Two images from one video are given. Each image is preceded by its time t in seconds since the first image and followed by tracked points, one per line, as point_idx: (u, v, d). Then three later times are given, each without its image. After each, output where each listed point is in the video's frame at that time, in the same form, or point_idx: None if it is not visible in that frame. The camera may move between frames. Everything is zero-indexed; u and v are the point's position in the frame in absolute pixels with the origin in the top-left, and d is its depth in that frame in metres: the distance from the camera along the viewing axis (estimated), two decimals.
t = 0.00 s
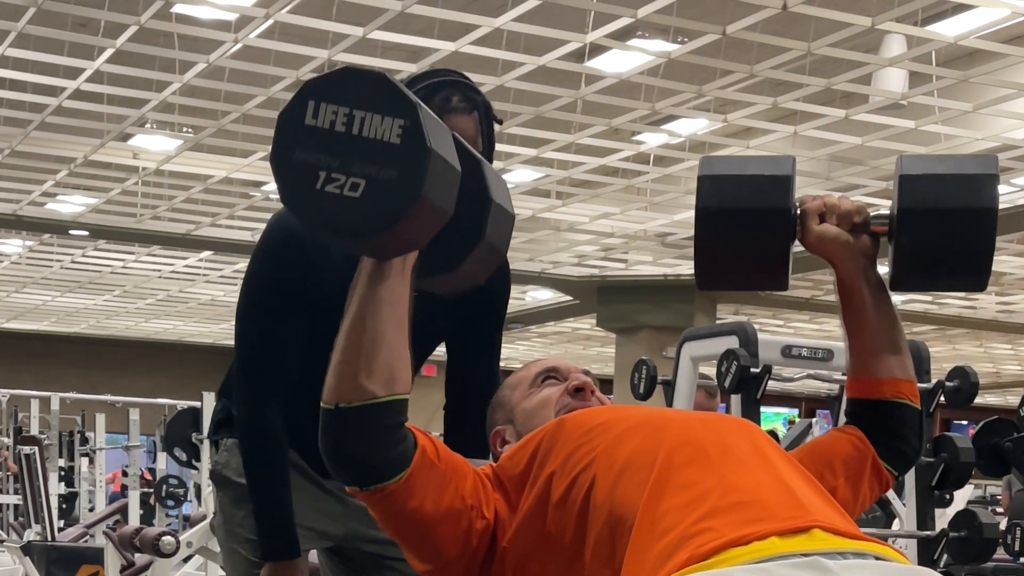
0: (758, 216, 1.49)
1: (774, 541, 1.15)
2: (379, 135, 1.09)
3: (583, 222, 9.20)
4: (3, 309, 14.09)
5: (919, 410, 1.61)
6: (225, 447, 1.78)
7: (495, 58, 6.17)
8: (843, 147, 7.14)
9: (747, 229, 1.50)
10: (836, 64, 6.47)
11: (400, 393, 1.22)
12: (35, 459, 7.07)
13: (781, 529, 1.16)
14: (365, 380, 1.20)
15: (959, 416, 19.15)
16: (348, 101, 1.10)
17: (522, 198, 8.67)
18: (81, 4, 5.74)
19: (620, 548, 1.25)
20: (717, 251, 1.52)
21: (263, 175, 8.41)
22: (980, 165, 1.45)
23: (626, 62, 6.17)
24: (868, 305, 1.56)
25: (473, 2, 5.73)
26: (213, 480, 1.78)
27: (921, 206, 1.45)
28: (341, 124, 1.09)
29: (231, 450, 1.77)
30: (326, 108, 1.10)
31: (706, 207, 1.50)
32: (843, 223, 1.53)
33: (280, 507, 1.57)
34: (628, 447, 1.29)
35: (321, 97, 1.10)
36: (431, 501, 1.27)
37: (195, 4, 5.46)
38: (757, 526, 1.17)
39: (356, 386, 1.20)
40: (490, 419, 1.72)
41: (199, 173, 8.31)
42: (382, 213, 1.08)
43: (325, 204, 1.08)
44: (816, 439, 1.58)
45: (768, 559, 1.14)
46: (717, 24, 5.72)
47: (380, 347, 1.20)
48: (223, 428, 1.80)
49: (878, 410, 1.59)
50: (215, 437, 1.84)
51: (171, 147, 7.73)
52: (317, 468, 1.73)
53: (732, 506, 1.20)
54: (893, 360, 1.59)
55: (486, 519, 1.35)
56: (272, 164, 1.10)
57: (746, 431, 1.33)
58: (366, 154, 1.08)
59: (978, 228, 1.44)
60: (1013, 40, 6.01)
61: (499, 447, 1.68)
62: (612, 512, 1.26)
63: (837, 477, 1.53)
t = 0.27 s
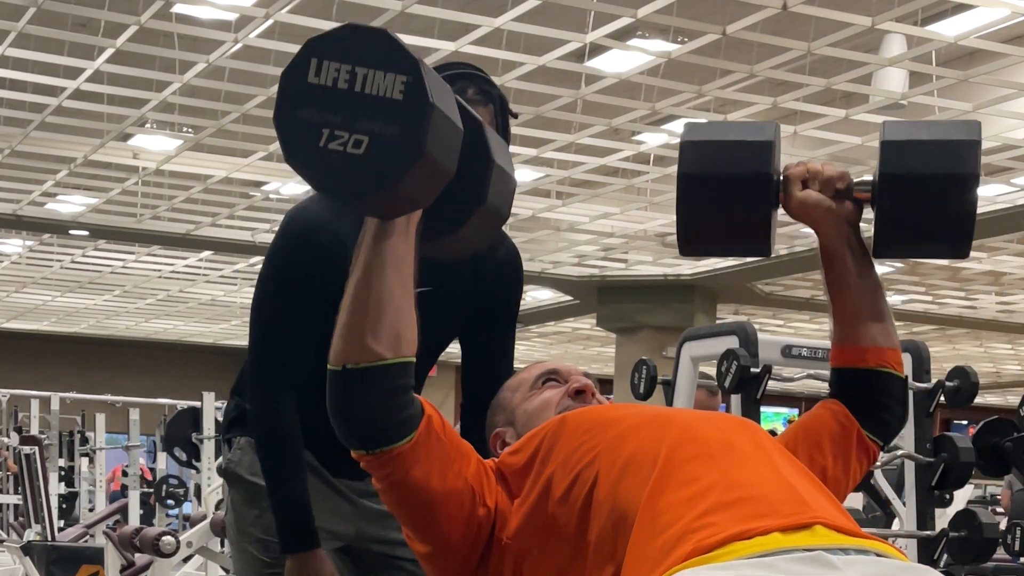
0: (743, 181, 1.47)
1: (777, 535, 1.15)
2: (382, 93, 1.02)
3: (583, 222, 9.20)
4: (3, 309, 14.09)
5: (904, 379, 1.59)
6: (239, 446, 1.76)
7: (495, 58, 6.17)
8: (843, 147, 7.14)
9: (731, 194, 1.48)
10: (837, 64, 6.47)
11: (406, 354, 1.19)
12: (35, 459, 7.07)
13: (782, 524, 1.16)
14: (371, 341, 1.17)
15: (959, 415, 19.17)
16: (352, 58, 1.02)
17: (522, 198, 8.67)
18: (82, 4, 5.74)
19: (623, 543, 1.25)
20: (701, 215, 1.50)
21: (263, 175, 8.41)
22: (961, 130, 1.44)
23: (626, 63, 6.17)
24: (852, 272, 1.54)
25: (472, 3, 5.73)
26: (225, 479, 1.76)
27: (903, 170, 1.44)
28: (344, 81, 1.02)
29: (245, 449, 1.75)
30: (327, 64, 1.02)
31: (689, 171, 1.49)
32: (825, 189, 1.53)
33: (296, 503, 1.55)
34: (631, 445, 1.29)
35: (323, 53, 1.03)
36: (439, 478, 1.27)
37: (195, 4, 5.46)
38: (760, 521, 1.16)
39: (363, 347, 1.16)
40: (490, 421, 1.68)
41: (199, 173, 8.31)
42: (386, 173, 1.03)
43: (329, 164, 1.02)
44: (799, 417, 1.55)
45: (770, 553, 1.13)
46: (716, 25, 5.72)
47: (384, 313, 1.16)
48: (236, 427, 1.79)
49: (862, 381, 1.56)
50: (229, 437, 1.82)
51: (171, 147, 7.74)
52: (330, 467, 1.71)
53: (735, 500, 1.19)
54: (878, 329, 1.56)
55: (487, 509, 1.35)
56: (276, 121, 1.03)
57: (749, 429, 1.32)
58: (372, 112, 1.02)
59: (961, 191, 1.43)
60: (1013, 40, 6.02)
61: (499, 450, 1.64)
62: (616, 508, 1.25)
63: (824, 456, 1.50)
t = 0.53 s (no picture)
0: (718, 127, 1.32)
1: (774, 543, 1.14)
2: (395, 49, 1.00)
3: (583, 222, 9.20)
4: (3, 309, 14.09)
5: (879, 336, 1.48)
6: (254, 443, 1.75)
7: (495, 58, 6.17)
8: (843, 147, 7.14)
9: (703, 141, 1.33)
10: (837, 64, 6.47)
11: (412, 310, 1.16)
12: (35, 459, 7.07)
13: (782, 533, 1.15)
14: (377, 293, 1.13)
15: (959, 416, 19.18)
16: (366, 13, 1.00)
17: (522, 198, 8.67)
18: (82, 3, 5.74)
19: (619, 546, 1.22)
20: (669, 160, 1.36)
21: (263, 175, 8.40)
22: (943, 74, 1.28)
23: (626, 63, 6.17)
24: (828, 224, 1.42)
25: (472, 3, 5.73)
26: (241, 474, 1.75)
27: (881, 114, 1.27)
28: (357, 38, 0.99)
29: (261, 445, 1.74)
30: (343, 21, 1.00)
31: (666, 114, 1.34)
32: (804, 139, 1.38)
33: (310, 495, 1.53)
34: (634, 445, 1.27)
35: (338, 9, 1.00)
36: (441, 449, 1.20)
37: (195, 4, 5.46)
38: (760, 528, 1.16)
39: (369, 297, 1.13)
40: (487, 421, 1.65)
41: (199, 173, 8.31)
42: (400, 128, 1.01)
43: (345, 121, 1.00)
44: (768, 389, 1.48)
45: (765, 560, 1.12)
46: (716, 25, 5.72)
47: (392, 263, 1.13)
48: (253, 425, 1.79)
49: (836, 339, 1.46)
50: (245, 435, 1.81)
51: (171, 147, 7.73)
52: (345, 467, 1.71)
53: (736, 507, 1.18)
54: (852, 279, 1.45)
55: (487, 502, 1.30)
56: (290, 78, 1.00)
57: (749, 436, 1.31)
58: (386, 67, 1.00)
59: (942, 138, 1.26)
60: (1013, 40, 6.02)
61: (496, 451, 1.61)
62: (616, 511, 1.23)
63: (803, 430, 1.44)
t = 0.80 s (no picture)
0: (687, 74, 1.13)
1: None
2: None
3: (583, 222, 9.19)
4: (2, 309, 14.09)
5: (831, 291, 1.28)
6: (261, 435, 1.72)
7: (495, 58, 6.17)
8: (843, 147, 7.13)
9: (673, 86, 1.14)
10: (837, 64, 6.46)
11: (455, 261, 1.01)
12: (35, 459, 7.07)
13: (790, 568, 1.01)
14: (424, 240, 0.99)
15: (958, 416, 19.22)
16: None
17: (522, 198, 8.66)
18: (81, 3, 5.74)
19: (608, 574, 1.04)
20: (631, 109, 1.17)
21: (263, 175, 8.41)
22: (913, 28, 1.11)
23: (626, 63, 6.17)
24: (791, 173, 1.23)
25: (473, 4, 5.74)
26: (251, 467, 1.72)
27: (843, 63, 1.09)
28: None
29: (268, 437, 1.70)
30: None
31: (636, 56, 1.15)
32: (773, 89, 1.19)
33: (319, 491, 1.50)
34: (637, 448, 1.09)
35: None
36: (476, 404, 1.04)
37: (195, 3, 5.46)
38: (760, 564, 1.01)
39: (416, 243, 0.99)
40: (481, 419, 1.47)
41: (199, 173, 8.31)
42: (439, 74, 0.90)
43: (378, 66, 0.89)
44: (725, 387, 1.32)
45: None
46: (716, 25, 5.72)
47: (435, 216, 0.99)
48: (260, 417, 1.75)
49: (789, 301, 1.27)
50: (253, 429, 1.78)
51: (171, 147, 7.74)
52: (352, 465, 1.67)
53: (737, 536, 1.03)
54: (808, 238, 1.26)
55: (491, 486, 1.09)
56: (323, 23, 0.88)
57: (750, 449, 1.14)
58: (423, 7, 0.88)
59: (908, 93, 1.08)
60: (1013, 40, 6.02)
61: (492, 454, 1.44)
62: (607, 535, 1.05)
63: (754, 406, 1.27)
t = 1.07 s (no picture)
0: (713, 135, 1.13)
1: None
2: (451, 31, 0.88)
3: (582, 222, 9.19)
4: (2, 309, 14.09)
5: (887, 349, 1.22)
6: (220, 447, 1.70)
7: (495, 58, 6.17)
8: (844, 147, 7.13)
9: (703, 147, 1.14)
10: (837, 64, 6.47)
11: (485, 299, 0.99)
12: (36, 459, 7.07)
13: None
14: (454, 280, 0.97)
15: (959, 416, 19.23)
16: None
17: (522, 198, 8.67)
18: (81, 2, 5.74)
19: None
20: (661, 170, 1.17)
21: (263, 175, 8.41)
22: (949, 94, 1.07)
23: (626, 62, 6.17)
24: (829, 239, 1.17)
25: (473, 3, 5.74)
26: (211, 482, 1.69)
27: (874, 133, 1.06)
28: (414, 21, 0.88)
29: (228, 449, 1.69)
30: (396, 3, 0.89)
31: (662, 118, 1.15)
32: (804, 148, 1.16)
33: (283, 523, 1.48)
34: (642, 476, 1.07)
35: None
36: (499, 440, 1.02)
37: (195, 4, 5.46)
38: None
39: (446, 284, 0.97)
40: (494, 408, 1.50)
41: (199, 173, 8.30)
42: (459, 110, 0.89)
43: (399, 105, 0.89)
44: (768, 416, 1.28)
45: None
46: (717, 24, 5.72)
47: (466, 252, 0.96)
48: (215, 429, 1.71)
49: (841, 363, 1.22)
50: (205, 438, 1.74)
51: (171, 147, 7.73)
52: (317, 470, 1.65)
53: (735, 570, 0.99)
54: (858, 300, 1.21)
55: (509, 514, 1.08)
56: (346, 64, 0.90)
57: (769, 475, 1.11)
58: (443, 49, 0.88)
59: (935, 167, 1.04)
60: (1013, 39, 6.02)
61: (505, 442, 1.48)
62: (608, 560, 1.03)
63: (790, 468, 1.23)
